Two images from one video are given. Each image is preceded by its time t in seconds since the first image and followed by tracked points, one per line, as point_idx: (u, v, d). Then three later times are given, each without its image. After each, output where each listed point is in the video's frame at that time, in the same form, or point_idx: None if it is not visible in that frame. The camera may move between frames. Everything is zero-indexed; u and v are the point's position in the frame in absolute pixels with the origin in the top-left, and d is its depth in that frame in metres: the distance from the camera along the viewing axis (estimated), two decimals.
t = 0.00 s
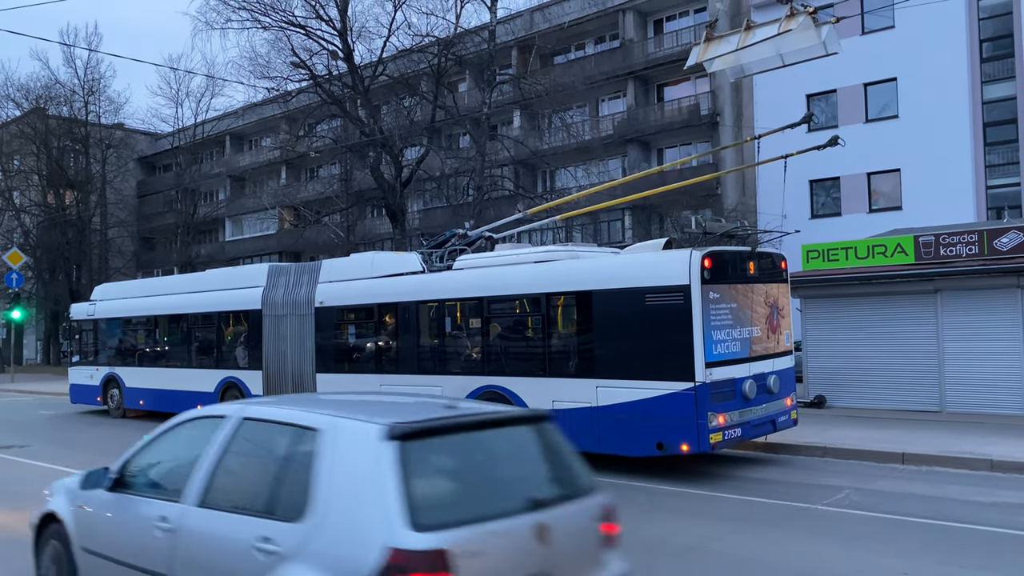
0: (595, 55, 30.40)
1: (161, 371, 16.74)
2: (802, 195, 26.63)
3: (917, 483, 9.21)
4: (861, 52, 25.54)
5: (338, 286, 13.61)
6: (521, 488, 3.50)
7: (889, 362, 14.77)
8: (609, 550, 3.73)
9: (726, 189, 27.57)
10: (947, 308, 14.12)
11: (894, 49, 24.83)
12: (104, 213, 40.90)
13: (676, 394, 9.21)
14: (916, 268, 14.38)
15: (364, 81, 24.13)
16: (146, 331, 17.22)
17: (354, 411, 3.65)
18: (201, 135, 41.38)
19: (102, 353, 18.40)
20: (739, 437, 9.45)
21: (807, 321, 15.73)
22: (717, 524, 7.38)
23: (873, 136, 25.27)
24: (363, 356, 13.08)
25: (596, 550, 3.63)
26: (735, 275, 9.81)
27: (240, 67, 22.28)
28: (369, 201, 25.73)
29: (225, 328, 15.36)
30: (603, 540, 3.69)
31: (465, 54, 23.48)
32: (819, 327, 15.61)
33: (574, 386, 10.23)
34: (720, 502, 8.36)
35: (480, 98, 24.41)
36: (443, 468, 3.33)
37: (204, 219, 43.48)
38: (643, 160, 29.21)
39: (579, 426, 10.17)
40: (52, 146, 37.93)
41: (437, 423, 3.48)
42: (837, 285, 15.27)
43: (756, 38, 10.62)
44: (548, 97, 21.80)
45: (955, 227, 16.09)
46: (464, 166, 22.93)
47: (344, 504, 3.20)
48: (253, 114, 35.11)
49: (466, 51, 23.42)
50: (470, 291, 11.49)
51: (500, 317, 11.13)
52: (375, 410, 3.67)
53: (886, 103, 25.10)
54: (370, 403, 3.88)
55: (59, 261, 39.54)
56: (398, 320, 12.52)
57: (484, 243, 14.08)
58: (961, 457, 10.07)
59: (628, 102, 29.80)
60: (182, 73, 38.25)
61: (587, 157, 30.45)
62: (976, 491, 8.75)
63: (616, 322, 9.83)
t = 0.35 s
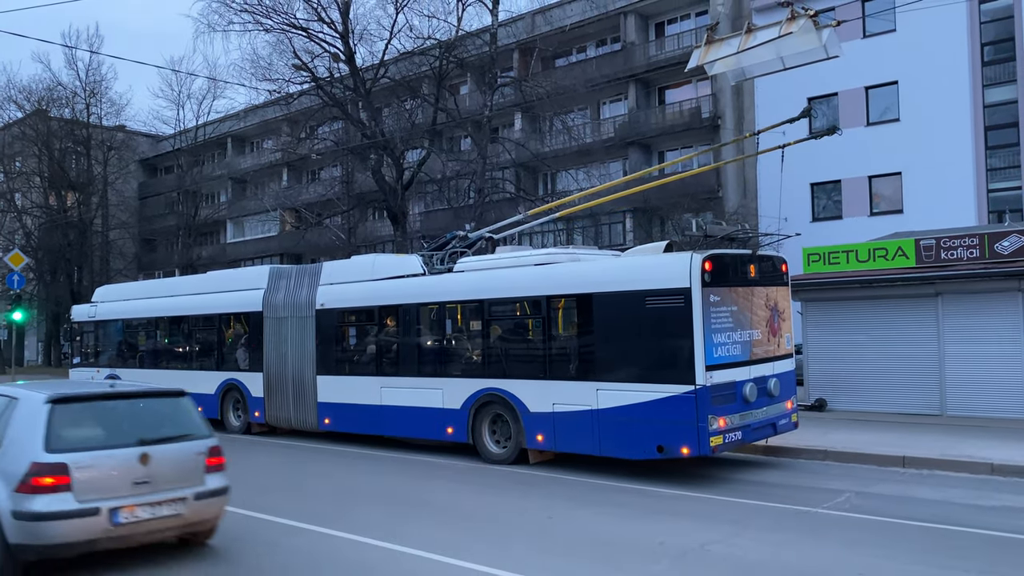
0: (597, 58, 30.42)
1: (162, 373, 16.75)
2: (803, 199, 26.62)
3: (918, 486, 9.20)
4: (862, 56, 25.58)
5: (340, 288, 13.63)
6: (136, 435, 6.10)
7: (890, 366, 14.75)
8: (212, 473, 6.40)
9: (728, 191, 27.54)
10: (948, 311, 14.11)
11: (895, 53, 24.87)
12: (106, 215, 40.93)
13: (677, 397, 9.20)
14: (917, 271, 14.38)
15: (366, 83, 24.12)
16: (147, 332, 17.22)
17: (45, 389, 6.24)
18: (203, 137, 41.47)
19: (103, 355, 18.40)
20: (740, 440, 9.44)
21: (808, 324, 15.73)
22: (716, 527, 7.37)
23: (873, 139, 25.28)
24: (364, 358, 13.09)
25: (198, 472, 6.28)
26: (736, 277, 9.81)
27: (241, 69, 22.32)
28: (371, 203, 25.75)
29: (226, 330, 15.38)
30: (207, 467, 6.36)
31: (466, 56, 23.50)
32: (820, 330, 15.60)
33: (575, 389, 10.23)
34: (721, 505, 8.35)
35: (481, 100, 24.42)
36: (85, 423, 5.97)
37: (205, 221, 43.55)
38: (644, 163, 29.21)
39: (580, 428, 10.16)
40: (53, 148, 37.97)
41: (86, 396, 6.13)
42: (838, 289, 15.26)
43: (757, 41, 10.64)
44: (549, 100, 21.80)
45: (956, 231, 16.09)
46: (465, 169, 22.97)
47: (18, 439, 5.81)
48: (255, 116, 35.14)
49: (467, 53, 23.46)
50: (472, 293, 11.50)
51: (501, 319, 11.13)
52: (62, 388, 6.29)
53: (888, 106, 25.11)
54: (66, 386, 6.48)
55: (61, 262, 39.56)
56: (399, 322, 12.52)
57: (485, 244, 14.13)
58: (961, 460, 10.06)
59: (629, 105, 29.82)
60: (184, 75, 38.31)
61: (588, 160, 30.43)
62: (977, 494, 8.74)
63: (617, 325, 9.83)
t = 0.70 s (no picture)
0: (599, 60, 30.40)
1: (164, 374, 16.76)
2: (805, 200, 26.58)
3: (920, 488, 9.19)
4: (865, 58, 25.56)
5: (342, 290, 13.64)
6: None
7: (892, 368, 14.72)
8: (37, 441, 8.84)
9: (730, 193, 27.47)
10: (950, 314, 14.09)
11: (898, 55, 24.86)
12: (109, 216, 40.99)
13: (679, 399, 9.19)
14: (919, 274, 14.38)
15: (368, 85, 24.12)
16: (149, 334, 17.24)
17: None
18: (206, 138, 41.54)
19: (106, 356, 18.41)
20: (742, 443, 9.42)
21: (810, 327, 15.71)
22: (717, 530, 7.37)
23: (875, 141, 25.27)
24: (365, 359, 13.09)
25: (25, 440, 8.70)
26: (738, 279, 9.80)
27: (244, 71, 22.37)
28: (373, 205, 25.73)
29: (227, 331, 15.40)
30: (32, 437, 8.78)
31: (468, 58, 23.53)
32: (822, 332, 15.58)
33: (577, 391, 10.23)
34: (722, 507, 8.35)
35: (483, 102, 24.42)
36: None
37: (208, 222, 43.58)
38: (646, 165, 29.21)
39: (582, 430, 10.16)
40: (56, 149, 38.03)
41: None
42: (840, 291, 15.23)
43: (760, 42, 10.62)
44: (552, 102, 21.81)
45: (958, 233, 16.07)
46: (467, 170, 22.99)
47: None
48: (257, 117, 35.18)
49: (470, 55, 23.48)
50: (473, 295, 11.51)
51: (503, 320, 11.13)
52: None
53: (890, 108, 25.13)
54: None
55: (64, 264, 39.58)
56: (401, 324, 12.53)
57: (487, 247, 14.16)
58: (963, 463, 10.03)
59: (631, 107, 29.82)
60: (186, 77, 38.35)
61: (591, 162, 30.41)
62: (979, 497, 8.73)
63: (619, 326, 9.83)
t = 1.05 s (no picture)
0: (602, 60, 30.40)
1: (167, 373, 16.79)
2: (808, 201, 26.54)
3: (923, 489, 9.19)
4: (868, 58, 25.53)
5: (344, 290, 13.65)
6: None
7: (895, 369, 14.71)
8: None
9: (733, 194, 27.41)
10: (953, 315, 14.06)
11: (901, 55, 24.82)
12: (112, 216, 41.13)
13: (681, 400, 9.19)
14: (922, 275, 14.37)
15: (371, 85, 24.14)
16: (151, 334, 17.28)
17: None
18: (209, 138, 41.63)
19: (108, 356, 18.46)
20: (745, 443, 9.41)
21: (813, 327, 15.69)
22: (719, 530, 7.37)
23: (879, 141, 25.23)
24: (368, 360, 13.10)
25: None
26: (741, 280, 9.79)
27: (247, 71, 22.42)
28: (376, 205, 25.78)
29: (230, 331, 15.41)
30: None
31: (471, 58, 23.55)
32: (825, 334, 15.56)
33: (579, 391, 10.22)
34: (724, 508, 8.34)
35: (487, 103, 24.45)
36: None
37: (211, 222, 43.68)
38: (649, 166, 29.18)
39: (584, 431, 10.15)
40: (60, 149, 38.11)
41: None
42: (844, 292, 15.20)
43: (762, 44, 10.62)
44: (555, 103, 21.82)
45: (961, 234, 16.06)
46: (470, 170, 23.04)
47: None
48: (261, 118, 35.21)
49: (473, 55, 23.50)
50: (476, 295, 11.51)
51: (505, 321, 11.13)
52: None
53: (893, 109, 25.08)
54: None
55: (67, 263, 39.75)
56: (403, 324, 12.53)
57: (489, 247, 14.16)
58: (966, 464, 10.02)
59: (634, 108, 29.82)
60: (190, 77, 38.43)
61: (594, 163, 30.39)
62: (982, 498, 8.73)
63: (621, 327, 9.83)
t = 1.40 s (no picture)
0: (605, 60, 30.35)
1: (170, 373, 16.80)
2: (812, 201, 26.48)
3: (926, 490, 9.16)
4: (871, 58, 25.49)
5: (347, 290, 13.66)
6: None
7: (899, 370, 14.67)
8: None
9: (737, 196, 27.47)
10: (956, 315, 14.06)
11: (905, 55, 24.79)
12: (115, 216, 41.20)
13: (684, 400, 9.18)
14: (926, 275, 14.34)
15: (374, 85, 24.14)
16: (155, 333, 17.30)
17: None
18: (212, 138, 41.69)
19: (112, 356, 18.47)
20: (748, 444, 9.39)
21: (816, 327, 15.66)
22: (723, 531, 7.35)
23: (882, 141, 25.18)
24: (371, 359, 13.11)
25: None
26: (744, 280, 9.78)
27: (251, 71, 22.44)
28: (378, 205, 25.78)
29: (232, 332, 15.46)
30: None
31: (474, 58, 23.55)
32: (829, 334, 15.52)
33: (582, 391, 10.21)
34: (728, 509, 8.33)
35: (489, 103, 24.43)
36: None
37: (214, 222, 43.72)
38: (652, 165, 29.16)
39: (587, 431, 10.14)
40: (64, 149, 38.17)
41: None
42: (848, 292, 15.16)
43: (766, 44, 10.63)
44: (557, 103, 21.81)
45: (965, 234, 16.05)
46: (473, 170, 23.02)
47: None
48: (264, 118, 35.23)
49: (476, 55, 23.47)
50: (479, 295, 11.50)
51: (508, 321, 11.14)
52: None
53: (897, 109, 25.04)
54: None
55: (71, 263, 39.81)
56: (406, 324, 12.54)
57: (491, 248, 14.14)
58: (970, 465, 10.01)
59: (637, 108, 29.78)
60: (193, 77, 38.49)
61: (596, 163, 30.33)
62: (985, 499, 8.73)
63: (625, 327, 9.82)
